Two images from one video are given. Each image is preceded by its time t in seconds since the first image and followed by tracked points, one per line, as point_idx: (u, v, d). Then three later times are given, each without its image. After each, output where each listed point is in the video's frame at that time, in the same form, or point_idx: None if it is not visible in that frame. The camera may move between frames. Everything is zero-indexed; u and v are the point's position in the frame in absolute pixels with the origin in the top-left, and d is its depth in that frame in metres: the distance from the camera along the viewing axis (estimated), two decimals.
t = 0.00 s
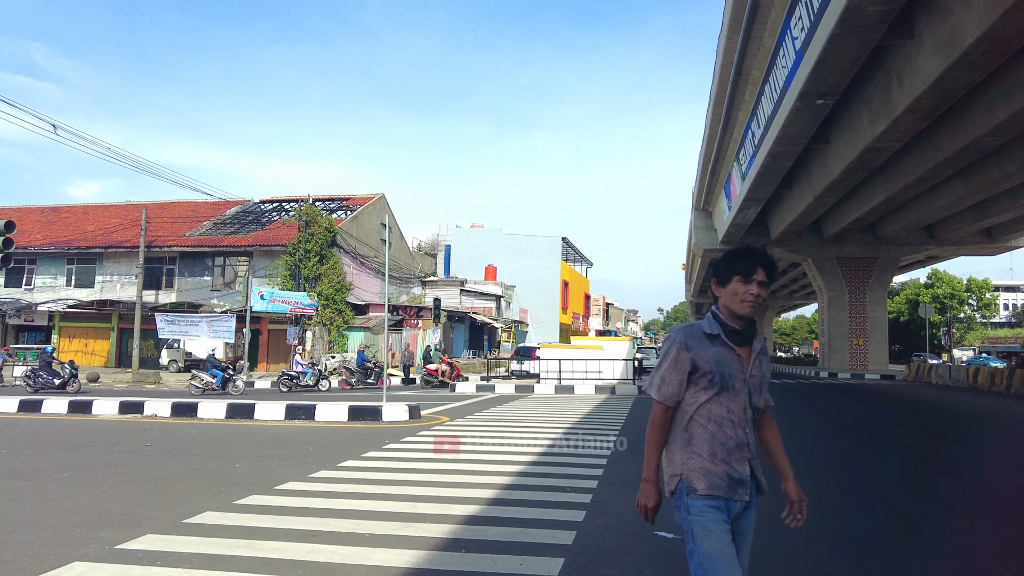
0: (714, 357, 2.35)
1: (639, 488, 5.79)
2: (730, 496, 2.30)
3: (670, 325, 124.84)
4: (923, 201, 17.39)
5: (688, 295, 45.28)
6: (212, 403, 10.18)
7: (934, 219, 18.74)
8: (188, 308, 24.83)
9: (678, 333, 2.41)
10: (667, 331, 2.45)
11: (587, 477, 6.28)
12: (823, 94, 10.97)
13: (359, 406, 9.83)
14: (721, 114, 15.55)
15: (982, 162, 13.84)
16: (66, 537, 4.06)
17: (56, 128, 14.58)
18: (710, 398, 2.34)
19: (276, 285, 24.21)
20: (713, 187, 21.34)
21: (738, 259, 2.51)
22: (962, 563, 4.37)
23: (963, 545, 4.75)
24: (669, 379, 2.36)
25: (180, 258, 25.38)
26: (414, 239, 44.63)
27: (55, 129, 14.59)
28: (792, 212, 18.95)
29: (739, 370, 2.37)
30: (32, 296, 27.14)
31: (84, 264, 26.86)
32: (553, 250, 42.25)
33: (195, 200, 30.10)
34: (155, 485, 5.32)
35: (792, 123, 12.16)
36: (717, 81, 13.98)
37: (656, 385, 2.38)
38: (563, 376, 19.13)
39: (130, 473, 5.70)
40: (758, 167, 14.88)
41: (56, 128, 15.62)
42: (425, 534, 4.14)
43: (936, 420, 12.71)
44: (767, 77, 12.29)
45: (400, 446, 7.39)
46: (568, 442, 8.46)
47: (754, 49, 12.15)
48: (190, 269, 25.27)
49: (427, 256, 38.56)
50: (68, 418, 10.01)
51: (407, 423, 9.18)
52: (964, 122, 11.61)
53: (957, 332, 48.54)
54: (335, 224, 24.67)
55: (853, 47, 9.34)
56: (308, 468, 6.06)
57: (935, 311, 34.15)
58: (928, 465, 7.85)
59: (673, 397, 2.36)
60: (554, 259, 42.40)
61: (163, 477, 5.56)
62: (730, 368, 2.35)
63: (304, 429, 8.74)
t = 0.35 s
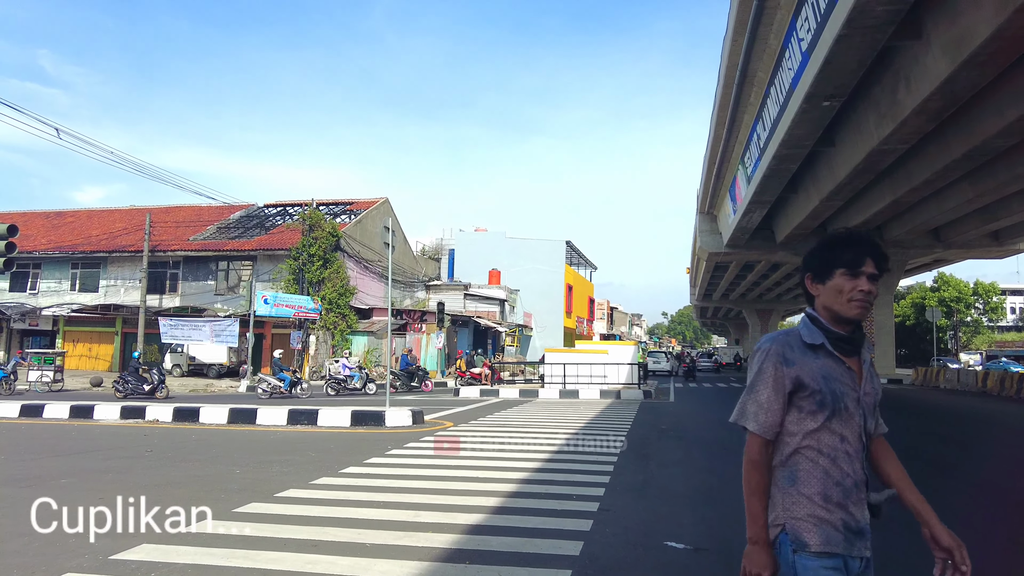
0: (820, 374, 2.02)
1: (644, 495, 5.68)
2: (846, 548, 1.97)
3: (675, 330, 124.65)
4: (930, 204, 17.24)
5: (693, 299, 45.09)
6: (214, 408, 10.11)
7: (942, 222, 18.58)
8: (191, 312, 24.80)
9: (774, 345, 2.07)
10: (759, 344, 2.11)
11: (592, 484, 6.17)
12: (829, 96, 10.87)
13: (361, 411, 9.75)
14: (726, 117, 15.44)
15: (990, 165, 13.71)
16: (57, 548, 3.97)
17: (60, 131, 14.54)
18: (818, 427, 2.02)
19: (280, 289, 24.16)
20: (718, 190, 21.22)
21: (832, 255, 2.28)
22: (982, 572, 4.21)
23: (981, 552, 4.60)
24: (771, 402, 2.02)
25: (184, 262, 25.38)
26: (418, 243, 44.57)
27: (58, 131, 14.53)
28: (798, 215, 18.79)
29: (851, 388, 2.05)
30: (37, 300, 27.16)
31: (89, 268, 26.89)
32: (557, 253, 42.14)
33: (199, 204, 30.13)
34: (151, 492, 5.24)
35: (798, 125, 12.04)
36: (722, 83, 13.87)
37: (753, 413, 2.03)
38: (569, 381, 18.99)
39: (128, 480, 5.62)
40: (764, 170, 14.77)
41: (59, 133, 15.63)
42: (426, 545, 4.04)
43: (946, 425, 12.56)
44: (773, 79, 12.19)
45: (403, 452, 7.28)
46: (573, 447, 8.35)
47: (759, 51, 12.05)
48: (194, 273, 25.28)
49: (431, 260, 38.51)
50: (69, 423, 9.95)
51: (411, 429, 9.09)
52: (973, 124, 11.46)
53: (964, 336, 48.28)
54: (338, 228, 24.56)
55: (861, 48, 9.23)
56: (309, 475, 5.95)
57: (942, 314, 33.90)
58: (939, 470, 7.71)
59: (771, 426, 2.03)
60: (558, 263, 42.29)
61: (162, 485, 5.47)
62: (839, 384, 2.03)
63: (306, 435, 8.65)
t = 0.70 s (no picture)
0: None
1: (652, 508, 5.48)
2: None
3: (682, 337, 124.28)
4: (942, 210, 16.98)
5: (700, 306, 44.84)
6: (216, 413, 9.98)
7: (954, 228, 18.29)
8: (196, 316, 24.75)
9: (984, 349, 1.63)
10: (954, 346, 1.67)
11: (599, 496, 5.98)
12: (841, 100, 10.67)
13: (364, 417, 9.59)
14: (735, 122, 15.25)
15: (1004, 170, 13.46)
16: (42, 561, 3.81)
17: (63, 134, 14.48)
18: None
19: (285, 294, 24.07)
20: (726, 196, 21.02)
21: (997, 228, 1.88)
22: None
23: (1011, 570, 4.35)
24: (994, 427, 1.57)
25: (190, 266, 25.37)
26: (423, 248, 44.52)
27: (61, 135, 14.48)
28: (808, 221, 18.56)
29: None
30: (43, 304, 27.19)
31: (95, 272, 26.91)
32: (564, 259, 42.00)
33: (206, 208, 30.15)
34: (146, 501, 5.10)
35: (809, 129, 11.84)
36: (731, 88, 13.70)
37: (964, 441, 1.58)
38: (575, 388, 18.79)
39: (123, 488, 5.48)
40: (773, 175, 14.57)
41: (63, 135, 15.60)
42: (425, 561, 3.87)
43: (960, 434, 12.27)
44: (783, 83, 12.00)
45: (405, 461, 7.11)
46: (580, 457, 8.15)
47: (769, 54, 11.87)
48: (200, 278, 25.25)
49: (437, 266, 38.42)
50: (69, 428, 9.84)
51: (414, 437, 8.93)
52: (989, 128, 11.23)
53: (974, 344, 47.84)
54: (344, 232, 24.49)
55: (873, 50, 9.04)
56: (308, 484, 5.78)
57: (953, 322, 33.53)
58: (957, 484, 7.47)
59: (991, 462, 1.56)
60: (565, 269, 42.14)
61: (157, 493, 5.31)
62: None
63: (307, 442, 8.51)
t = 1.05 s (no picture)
0: None
1: (653, 526, 5.23)
2: None
3: (686, 346, 123.76)
4: (949, 219, 16.74)
5: (704, 314, 44.53)
6: (209, 422, 9.79)
7: (961, 236, 18.03)
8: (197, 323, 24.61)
9: None
10: None
11: (597, 509, 5.74)
12: (847, 105, 10.48)
13: (359, 427, 9.40)
14: (739, 129, 15.05)
15: (1012, 178, 13.24)
16: None
17: (60, 139, 14.37)
18: None
19: (285, 301, 23.92)
20: (730, 204, 20.84)
21: None
22: None
23: None
24: None
25: (191, 273, 25.27)
26: (426, 256, 44.39)
27: (58, 140, 14.36)
28: (813, 229, 18.35)
29: None
30: (44, 310, 27.11)
31: (96, 279, 26.84)
32: (567, 267, 41.82)
33: (208, 215, 30.11)
34: (125, 515, 4.93)
35: (814, 135, 11.64)
36: (735, 95, 13.53)
37: None
38: (577, 398, 18.53)
39: (103, 501, 5.31)
40: (778, 182, 14.38)
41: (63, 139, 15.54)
42: None
43: (971, 445, 11.97)
44: (788, 89, 11.81)
45: (398, 472, 6.90)
46: (581, 466, 7.93)
47: (773, 60, 11.70)
48: (201, 284, 25.14)
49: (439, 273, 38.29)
50: (60, 437, 9.67)
51: (410, 447, 8.73)
52: (997, 135, 11.00)
53: (981, 354, 47.37)
54: (346, 239, 24.37)
55: (880, 54, 8.85)
56: (295, 498, 5.58)
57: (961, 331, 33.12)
58: (967, 498, 7.22)
59: None
60: (568, 277, 41.96)
61: (138, 507, 5.14)
62: None
63: (300, 452, 8.32)
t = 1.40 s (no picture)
0: None
1: (652, 549, 4.98)
2: None
3: (687, 359, 123.45)
4: (950, 230, 16.56)
5: (704, 327, 44.27)
6: (196, 439, 9.53)
7: (963, 247, 17.84)
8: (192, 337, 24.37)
9: None
10: None
11: (594, 529, 5.47)
12: (848, 114, 10.30)
13: (350, 443, 9.14)
14: (738, 139, 14.88)
15: (1014, 187, 13.04)
16: None
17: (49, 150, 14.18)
18: None
19: (281, 315, 23.68)
20: (729, 216, 20.72)
21: None
22: None
23: None
24: None
25: (186, 287, 25.06)
26: (424, 269, 44.24)
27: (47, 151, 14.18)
28: (813, 241, 18.22)
29: None
30: (38, 325, 26.85)
31: (91, 293, 26.62)
32: (566, 280, 41.62)
33: (205, 229, 29.97)
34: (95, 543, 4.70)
35: (814, 144, 11.46)
36: (733, 106, 13.39)
37: None
38: (576, 412, 18.22)
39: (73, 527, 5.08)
40: (778, 193, 14.22)
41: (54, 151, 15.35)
42: None
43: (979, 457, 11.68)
44: (787, 99, 11.65)
45: (387, 492, 6.63)
46: (579, 483, 7.67)
47: (772, 70, 11.54)
48: (196, 298, 24.93)
49: (438, 286, 38.08)
50: (43, 454, 9.39)
51: (402, 465, 8.46)
52: (999, 143, 10.81)
53: (984, 366, 46.98)
54: (342, 252, 24.17)
55: (881, 61, 8.66)
56: (275, 521, 5.37)
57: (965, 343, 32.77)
58: (978, 513, 6.95)
59: None
60: (567, 290, 41.74)
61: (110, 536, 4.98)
62: None
63: (288, 470, 8.07)
